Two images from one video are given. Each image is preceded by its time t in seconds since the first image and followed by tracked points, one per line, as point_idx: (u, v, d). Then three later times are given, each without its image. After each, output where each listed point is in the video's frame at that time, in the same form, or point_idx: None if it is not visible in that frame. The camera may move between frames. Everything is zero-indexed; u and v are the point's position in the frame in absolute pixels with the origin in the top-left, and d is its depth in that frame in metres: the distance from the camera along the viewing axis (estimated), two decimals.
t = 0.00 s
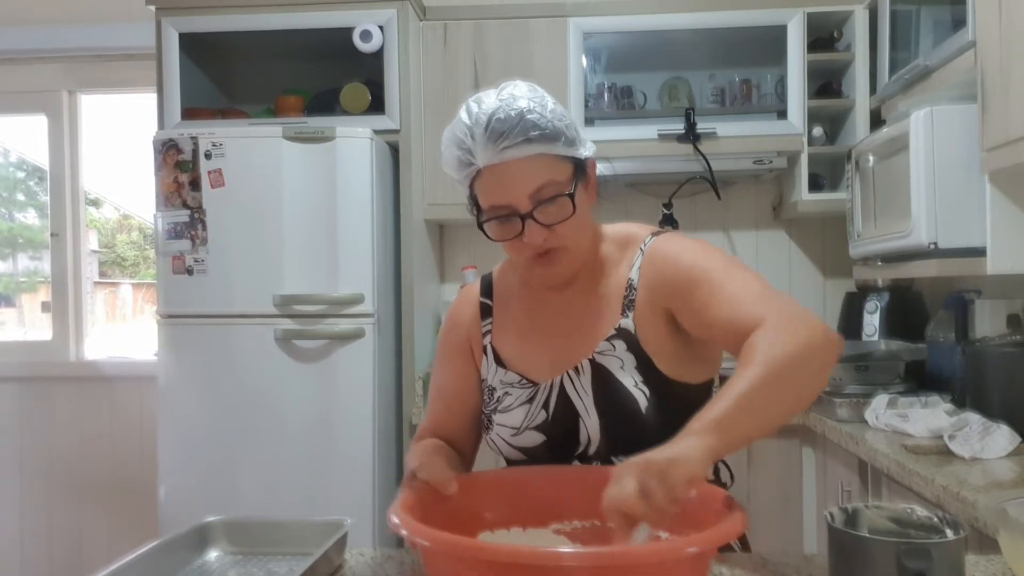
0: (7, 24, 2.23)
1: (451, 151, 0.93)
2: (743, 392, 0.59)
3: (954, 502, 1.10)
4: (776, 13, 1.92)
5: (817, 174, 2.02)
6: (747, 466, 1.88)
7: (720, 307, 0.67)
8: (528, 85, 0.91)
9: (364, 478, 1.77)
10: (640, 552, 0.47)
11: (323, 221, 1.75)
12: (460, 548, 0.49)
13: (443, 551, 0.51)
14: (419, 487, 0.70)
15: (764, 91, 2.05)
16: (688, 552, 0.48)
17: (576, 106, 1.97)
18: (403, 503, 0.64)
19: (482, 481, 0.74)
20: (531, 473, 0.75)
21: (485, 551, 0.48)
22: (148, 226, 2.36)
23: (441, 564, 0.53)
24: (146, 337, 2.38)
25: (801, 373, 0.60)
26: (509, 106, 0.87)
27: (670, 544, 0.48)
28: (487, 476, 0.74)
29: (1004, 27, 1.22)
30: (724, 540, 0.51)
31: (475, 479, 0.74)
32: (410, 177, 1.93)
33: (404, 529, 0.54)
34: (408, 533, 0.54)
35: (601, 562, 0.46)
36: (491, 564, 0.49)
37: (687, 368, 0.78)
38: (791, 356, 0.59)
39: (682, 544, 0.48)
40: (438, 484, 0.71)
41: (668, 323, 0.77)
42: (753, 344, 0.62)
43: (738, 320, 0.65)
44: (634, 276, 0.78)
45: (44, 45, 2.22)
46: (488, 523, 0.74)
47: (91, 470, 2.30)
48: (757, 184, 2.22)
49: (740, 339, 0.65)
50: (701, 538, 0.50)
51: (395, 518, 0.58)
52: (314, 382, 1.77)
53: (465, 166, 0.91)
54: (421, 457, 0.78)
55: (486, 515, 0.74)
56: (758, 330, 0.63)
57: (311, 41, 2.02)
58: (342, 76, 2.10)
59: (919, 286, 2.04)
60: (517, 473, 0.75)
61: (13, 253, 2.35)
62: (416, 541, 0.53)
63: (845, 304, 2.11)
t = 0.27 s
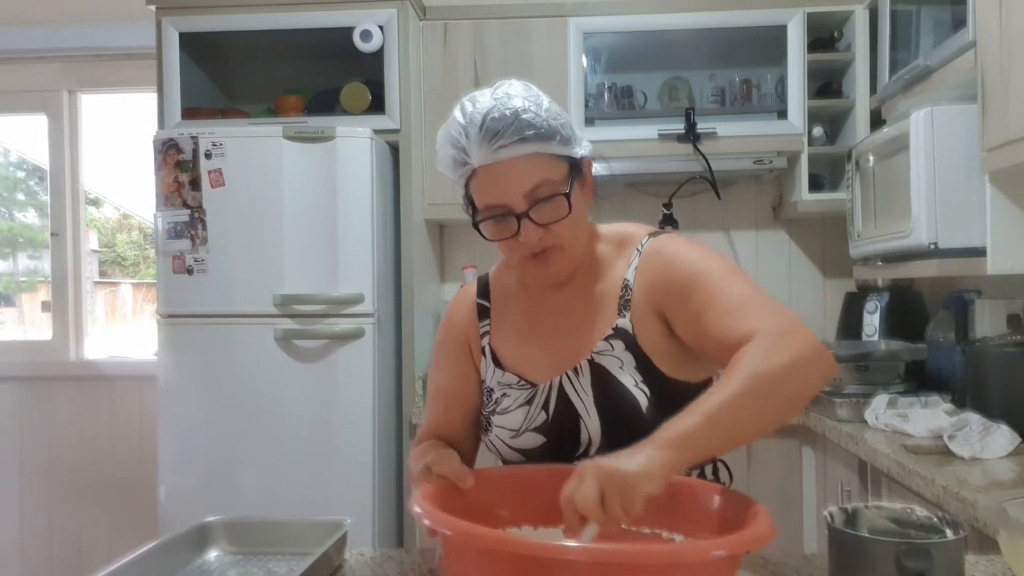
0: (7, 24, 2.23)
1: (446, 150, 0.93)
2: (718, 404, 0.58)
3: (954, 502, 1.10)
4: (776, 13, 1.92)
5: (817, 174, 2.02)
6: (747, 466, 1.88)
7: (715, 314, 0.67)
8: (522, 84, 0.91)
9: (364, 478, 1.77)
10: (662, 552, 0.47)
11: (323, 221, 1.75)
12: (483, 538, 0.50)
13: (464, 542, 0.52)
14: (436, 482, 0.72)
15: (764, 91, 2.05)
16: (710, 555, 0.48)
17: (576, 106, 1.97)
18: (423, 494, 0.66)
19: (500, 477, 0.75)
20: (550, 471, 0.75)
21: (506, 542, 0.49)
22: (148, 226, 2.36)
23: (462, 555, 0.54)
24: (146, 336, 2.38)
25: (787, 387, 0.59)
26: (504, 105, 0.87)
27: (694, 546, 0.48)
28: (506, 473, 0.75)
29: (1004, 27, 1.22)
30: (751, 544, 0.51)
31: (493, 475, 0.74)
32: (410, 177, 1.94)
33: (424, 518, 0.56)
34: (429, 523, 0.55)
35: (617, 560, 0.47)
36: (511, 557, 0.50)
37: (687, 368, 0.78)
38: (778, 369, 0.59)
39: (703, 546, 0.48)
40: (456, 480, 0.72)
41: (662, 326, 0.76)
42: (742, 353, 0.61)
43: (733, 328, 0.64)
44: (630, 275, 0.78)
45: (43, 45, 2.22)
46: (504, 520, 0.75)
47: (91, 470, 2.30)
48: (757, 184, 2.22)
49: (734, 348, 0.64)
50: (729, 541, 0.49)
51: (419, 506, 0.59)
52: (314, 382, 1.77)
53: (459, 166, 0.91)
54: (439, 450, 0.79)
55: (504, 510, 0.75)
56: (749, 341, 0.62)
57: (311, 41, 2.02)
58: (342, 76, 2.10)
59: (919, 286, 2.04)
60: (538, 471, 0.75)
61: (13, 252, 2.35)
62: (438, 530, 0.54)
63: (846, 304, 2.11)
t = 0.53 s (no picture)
0: (7, 24, 2.23)
1: (440, 152, 0.92)
2: (732, 382, 0.59)
3: (954, 502, 1.10)
4: (776, 13, 1.92)
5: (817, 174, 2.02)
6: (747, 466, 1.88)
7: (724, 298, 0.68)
8: (517, 84, 0.91)
9: (364, 478, 1.77)
10: (663, 560, 0.47)
11: (323, 221, 1.75)
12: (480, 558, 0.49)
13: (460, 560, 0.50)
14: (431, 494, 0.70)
15: (763, 91, 2.05)
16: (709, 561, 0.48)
17: (576, 106, 1.97)
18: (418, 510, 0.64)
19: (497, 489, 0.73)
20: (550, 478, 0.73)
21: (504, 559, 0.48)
22: (148, 226, 2.36)
23: (454, 573, 0.52)
24: (146, 336, 2.38)
25: (801, 366, 0.60)
26: (499, 106, 0.87)
27: (694, 551, 0.48)
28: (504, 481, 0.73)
29: (1004, 27, 1.22)
30: (748, 546, 0.51)
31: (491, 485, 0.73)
32: (410, 177, 1.94)
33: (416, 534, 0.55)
34: (422, 539, 0.54)
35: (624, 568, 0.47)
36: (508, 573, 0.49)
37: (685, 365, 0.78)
38: (792, 346, 0.60)
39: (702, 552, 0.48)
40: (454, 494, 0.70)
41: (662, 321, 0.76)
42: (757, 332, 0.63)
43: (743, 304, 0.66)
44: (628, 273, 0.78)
45: (43, 45, 2.22)
46: (504, 527, 0.74)
47: (91, 470, 2.30)
48: (757, 184, 2.22)
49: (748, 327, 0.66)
50: (729, 545, 0.49)
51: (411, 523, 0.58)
52: (314, 382, 1.77)
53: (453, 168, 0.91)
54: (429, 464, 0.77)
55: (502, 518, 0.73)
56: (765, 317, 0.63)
57: (311, 41, 2.02)
58: (342, 76, 2.10)
59: (919, 286, 2.04)
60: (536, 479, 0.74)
61: (13, 253, 2.35)
62: (433, 546, 0.52)
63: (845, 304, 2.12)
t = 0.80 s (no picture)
0: (7, 24, 2.23)
1: (437, 152, 0.92)
2: (764, 376, 0.59)
3: (954, 502, 1.10)
4: (776, 13, 1.92)
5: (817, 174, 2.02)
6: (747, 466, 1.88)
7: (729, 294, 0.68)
8: (513, 84, 0.91)
9: (364, 478, 1.77)
10: (639, 556, 0.47)
11: (323, 221, 1.75)
12: (459, 554, 0.49)
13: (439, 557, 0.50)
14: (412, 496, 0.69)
15: (763, 91, 2.05)
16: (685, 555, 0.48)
17: (576, 106, 1.97)
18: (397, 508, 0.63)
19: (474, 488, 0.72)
20: (527, 477, 0.72)
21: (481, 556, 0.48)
22: (148, 226, 2.36)
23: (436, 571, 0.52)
24: (146, 336, 2.38)
25: (825, 350, 0.61)
26: (495, 106, 0.87)
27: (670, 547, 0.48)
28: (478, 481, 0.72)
29: (1004, 27, 1.22)
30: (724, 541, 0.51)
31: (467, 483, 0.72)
32: (410, 177, 1.94)
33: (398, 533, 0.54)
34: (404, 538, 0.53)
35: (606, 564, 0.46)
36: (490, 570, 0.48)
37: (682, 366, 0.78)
38: (814, 335, 0.60)
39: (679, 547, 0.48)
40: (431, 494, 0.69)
41: (662, 316, 0.77)
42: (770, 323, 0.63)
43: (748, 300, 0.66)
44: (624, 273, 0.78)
45: (44, 45, 2.22)
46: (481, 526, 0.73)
47: (91, 469, 2.30)
48: (757, 184, 2.22)
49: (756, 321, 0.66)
50: (701, 541, 0.49)
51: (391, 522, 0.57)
52: (314, 382, 1.77)
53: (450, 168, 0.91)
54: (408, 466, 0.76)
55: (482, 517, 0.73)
56: (776, 309, 0.64)
57: (311, 40, 2.02)
58: (342, 76, 2.10)
59: (919, 286, 2.04)
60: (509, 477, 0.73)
61: (13, 252, 2.35)
62: (413, 545, 0.52)
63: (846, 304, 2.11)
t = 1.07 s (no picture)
0: (7, 24, 2.23)
1: (439, 149, 0.93)
2: (742, 396, 0.59)
3: (954, 502, 1.10)
4: (776, 13, 1.92)
5: (817, 174, 2.02)
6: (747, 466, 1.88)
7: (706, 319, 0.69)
8: (517, 83, 0.91)
9: (364, 478, 1.77)
10: (666, 558, 0.47)
11: (323, 221, 1.75)
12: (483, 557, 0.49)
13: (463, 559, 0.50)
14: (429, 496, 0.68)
15: (763, 91, 2.05)
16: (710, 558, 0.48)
17: (576, 106, 1.97)
18: (417, 510, 0.63)
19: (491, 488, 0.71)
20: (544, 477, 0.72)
21: (508, 558, 0.48)
22: (148, 226, 2.36)
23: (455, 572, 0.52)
24: (146, 336, 2.38)
25: (794, 381, 0.61)
26: (499, 104, 0.87)
27: (694, 549, 0.48)
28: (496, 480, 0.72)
29: (1004, 28, 1.22)
30: (748, 544, 0.51)
31: (485, 485, 0.71)
32: (410, 177, 1.94)
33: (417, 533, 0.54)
34: (424, 539, 0.53)
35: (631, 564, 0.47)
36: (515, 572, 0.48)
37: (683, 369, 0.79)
38: (784, 366, 0.60)
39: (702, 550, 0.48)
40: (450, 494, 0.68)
41: (653, 327, 0.77)
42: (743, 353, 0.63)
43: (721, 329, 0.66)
44: (625, 276, 0.78)
45: (44, 45, 2.22)
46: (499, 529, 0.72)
47: (91, 469, 2.30)
48: (757, 184, 2.22)
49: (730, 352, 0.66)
50: (728, 544, 0.49)
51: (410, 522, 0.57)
52: (314, 382, 1.77)
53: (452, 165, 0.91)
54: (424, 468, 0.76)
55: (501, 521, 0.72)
56: (747, 342, 0.63)
57: (311, 40, 2.02)
58: (342, 76, 2.10)
59: (919, 286, 2.04)
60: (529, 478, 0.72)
61: (13, 252, 2.35)
62: (434, 546, 0.52)
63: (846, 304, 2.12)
